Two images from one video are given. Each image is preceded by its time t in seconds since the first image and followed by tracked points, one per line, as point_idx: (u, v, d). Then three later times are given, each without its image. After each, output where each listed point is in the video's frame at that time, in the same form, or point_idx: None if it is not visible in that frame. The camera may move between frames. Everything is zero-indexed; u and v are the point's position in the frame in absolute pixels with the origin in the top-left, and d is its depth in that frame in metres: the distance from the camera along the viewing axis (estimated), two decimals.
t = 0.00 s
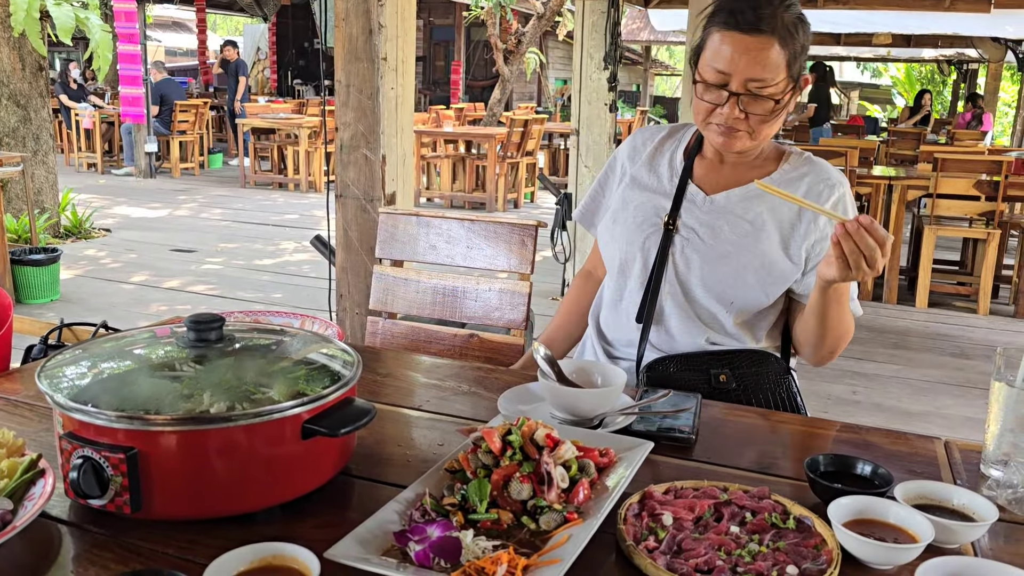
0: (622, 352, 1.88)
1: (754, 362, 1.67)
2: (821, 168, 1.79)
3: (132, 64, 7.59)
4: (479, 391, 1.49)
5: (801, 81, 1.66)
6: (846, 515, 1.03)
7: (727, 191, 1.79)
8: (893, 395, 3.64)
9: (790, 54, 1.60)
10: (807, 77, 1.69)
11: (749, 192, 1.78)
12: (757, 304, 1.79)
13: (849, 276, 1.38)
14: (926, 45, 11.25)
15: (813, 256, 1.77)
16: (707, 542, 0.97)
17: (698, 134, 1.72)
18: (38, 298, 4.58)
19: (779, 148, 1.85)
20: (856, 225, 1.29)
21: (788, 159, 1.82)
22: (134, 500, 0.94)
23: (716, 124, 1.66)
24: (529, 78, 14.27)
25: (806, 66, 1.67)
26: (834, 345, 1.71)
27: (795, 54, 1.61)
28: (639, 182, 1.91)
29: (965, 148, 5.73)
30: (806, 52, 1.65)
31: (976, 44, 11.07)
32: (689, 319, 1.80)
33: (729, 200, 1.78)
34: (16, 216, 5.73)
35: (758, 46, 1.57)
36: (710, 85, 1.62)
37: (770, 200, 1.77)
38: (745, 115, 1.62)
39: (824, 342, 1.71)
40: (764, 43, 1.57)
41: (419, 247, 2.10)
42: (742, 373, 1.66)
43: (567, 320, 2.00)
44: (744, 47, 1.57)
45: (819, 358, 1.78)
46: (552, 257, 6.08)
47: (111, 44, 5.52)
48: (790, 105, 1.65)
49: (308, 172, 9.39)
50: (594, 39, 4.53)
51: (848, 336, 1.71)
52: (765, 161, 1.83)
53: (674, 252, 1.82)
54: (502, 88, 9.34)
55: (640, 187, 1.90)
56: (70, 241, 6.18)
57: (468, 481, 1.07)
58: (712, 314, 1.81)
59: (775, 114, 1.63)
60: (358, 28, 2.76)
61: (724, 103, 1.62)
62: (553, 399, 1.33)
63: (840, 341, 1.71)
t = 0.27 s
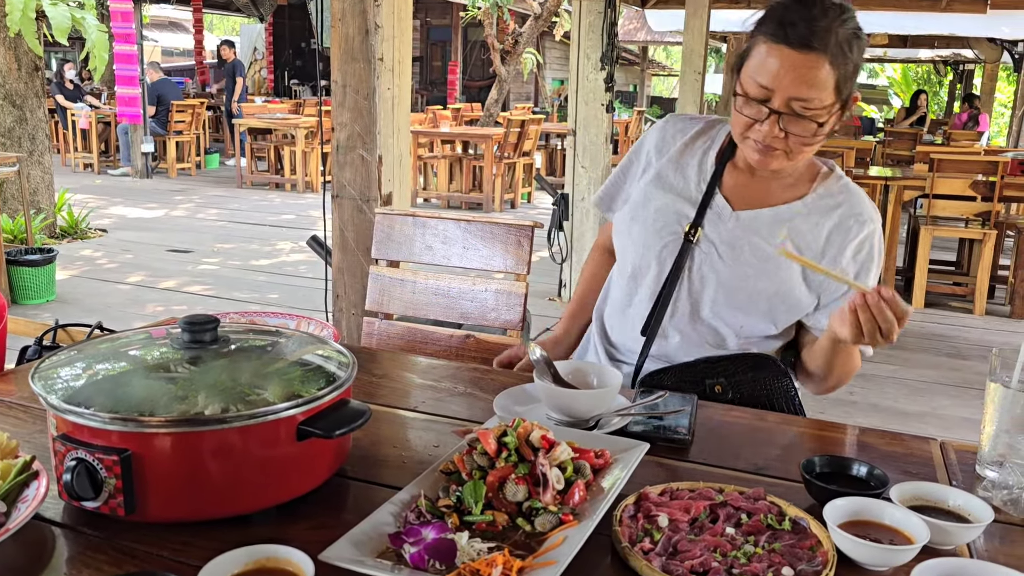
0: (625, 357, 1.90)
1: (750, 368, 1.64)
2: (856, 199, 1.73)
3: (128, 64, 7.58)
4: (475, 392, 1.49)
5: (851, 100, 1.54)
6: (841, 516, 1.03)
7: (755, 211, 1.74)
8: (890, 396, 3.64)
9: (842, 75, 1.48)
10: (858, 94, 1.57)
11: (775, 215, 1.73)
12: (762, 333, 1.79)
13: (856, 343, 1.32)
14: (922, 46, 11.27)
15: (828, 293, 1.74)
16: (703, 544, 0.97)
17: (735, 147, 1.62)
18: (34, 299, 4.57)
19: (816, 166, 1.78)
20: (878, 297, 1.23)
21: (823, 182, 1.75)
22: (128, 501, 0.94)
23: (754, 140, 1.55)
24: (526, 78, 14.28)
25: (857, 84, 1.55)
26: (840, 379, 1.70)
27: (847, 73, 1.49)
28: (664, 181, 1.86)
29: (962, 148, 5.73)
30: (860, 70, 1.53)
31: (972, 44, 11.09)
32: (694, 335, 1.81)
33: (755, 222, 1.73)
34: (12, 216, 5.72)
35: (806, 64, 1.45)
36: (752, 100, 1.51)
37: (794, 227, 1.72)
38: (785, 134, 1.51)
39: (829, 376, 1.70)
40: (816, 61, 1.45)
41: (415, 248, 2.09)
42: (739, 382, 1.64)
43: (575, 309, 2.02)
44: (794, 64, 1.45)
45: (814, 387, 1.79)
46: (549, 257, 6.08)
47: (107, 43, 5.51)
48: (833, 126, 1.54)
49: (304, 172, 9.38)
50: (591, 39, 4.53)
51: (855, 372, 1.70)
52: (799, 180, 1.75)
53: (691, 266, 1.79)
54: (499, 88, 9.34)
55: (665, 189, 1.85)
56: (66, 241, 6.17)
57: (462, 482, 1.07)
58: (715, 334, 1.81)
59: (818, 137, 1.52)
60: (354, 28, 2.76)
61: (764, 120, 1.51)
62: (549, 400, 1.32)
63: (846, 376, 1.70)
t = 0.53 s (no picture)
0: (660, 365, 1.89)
1: (780, 378, 1.66)
2: (885, 201, 1.71)
3: (126, 64, 7.58)
4: (474, 393, 1.49)
5: (873, 106, 1.53)
6: (840, 517, 1.03)
7: (787, 221, 1.72)
8: (889, 396, 3.64)
9: (863, 82, 1.47)
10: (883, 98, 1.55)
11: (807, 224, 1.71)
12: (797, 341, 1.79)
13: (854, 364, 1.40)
14: (921, 46, 11.28)
15: (858, 295, 1.75)
16: (701, 544, 0.97)
17: (754, 153, 1.62)
18: (32, 300, 4.56)
19: (842, 167, 1.75)
20: (879, 321, 1.30)
21: (852, 184, 1.72)
22: (127, 503, 0.94)
23: (773, 146, 1.56)
24: (525, 78, 14.28)
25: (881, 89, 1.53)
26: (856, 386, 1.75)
27: (869, 80, 1.47)
28: (689, 190, 1.81)
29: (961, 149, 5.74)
30: (883, 75, 1.51)
31: (971, 45, 11.10)
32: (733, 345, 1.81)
33: (787, 232, 1.72)
34: (10, 216, 5.72)
35: (826, 73, 1.43)
36: (771, 106, 1.51)
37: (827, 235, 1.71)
38: (803, 142, 1.51)
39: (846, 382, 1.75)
40: (837, 68, 1.43)
41: (413, 248, 2.09)
42: (771, 393, 1.65)
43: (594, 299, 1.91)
44: (814, 71, 1.44)
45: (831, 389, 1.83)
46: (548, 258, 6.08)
47: (105, 43, 5.50)
48: (854, 133, 1.53)
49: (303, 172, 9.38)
50: (590, 39, 4.53)
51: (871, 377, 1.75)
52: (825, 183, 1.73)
53: (725, 277, 1.77)
54: (498, 88, 9.34)
55: (691, 198, 1.80)
56: (64, 242, 6.16)
57: (462, 483, 1.07)
58: (750, 343, 1.82)
59: (837, 144, 1.51)
60: (353, 29, 2.76)
61: (783, 127, 1.51)
62: (548, 401, 1.32)
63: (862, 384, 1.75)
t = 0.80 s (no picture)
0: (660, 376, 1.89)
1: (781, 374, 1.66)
2: (866, 193, 1.74)
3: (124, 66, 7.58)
4: (473, 397, 1.50)
5: (848, 101, 1.54)
6: (837, 519, 1.04)
7: (775, 221, 1.73)
8: (887, 398, 3.65)
9: (837, 80, 1.48)
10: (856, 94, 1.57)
11: (794, 222, 1.73)
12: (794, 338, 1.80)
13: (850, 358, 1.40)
14: (918, 47, 11.30)
15: (848, 287, 1.77)
16: (700, 547, 0.98)
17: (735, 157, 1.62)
18: (30, 303, 4.56)
19: (822, 164, 1.78)
20: (869, 318, 1.31)
21: (833, 181, 1.75)
22: (130, 507, 0.95)
23: (753, 150, 1.56)
24: (522, 79, 14.30)
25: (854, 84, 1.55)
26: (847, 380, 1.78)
27: (843, 77, 1.49)
28: (675, 199, 1.81)
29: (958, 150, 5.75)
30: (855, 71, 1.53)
31: (968, 46, 11.13)
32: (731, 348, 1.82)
33: (776, 232, 1.73)
34: (7, 219, 5.72)
35: (800, 74, 1.44)
36: (748, 112, 1.52)
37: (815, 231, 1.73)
38: (783, 144, 1.52)
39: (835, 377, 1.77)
40: (811, 70, 1.45)
41: (412, 251, 2.10)
42: (775, 390, 1.64)
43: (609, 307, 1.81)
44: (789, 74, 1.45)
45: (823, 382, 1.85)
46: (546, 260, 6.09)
47: (102, 46, 5.50)
48: (832, 130, 1.54)
49: (301, 174, 9.38)
50: (589, 41, 4.54)
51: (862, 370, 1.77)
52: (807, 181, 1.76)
53: (717, 281, 1.78)
54: (496, 90, 9.34)
55: (678, 206, 1.81)
56: (62, 244, 6.16)
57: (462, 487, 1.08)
58: (747, 342, 1.83)
59: (815, 142, 1.52)
60: (351, 33, 2.77)
61: (762, 131, 1.52)
62: (548, 405, 1.33)
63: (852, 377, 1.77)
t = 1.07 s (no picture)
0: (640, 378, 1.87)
1: (755, 360, 1.66)
2: (842, 191, 1.75)
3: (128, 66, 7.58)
4: (476, 398, 1.49)
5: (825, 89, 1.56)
6: (846, 522, 1.03)
7: (753, 220, 1.73)
8: (892, 397, 3.64)
9: (814, 63, 1.50)
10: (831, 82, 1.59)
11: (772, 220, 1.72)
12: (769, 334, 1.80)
13: (844, 361, 1.40)
14: (923, 45, 11.27)
15: (826, 286, 1.77)
16: (707, 550, 0.97)
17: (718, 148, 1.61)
18: (34, 303, 4.57)
19: (798, 162, 1.78)
20: (867, 325, 1.30)
21: (809, 179, 1.75)
22: (131, 511, 0.94)
23: (738, 138, 1.55)
24: (526, 79, 14.29)
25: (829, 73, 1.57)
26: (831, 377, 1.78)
27: (819, 61, 1.51)
28: (653, 200, 1.80)
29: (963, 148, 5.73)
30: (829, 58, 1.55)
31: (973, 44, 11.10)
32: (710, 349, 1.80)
33: (754, 231, 1.72)
34: (11, 220, 5.73)
35: (779, 53, 1.47)
36: (730, 97, 1.52)
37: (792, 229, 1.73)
38: (768, 128, 1.52)
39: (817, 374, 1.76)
40: (788, 52, 1.47)
41: (416, 251, 2.09)
42: (748, 376, 1.64)
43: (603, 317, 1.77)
44: (769, 57, 1.47)
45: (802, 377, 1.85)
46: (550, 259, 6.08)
47: (106, 46, 5.50)
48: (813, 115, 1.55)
49: (304, 174, 9.39)
50: (592, 40, 4.53)
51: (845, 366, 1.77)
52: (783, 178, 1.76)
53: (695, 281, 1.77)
54: (500, 89, 9.34)
55: (657, 206, 1.79)
56: (66, 245, 6.16)
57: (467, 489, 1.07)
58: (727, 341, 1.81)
59: (799, 126, 1.52)
60: (355, 32, 2.76)
61: (748, 116, 1.51)
62: (553, 406, 1.32)
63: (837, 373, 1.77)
